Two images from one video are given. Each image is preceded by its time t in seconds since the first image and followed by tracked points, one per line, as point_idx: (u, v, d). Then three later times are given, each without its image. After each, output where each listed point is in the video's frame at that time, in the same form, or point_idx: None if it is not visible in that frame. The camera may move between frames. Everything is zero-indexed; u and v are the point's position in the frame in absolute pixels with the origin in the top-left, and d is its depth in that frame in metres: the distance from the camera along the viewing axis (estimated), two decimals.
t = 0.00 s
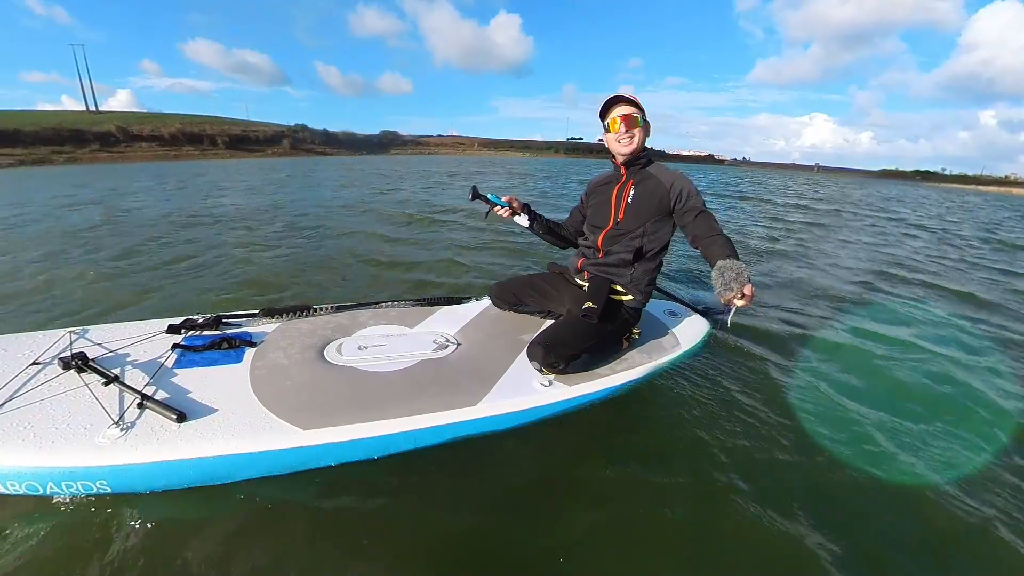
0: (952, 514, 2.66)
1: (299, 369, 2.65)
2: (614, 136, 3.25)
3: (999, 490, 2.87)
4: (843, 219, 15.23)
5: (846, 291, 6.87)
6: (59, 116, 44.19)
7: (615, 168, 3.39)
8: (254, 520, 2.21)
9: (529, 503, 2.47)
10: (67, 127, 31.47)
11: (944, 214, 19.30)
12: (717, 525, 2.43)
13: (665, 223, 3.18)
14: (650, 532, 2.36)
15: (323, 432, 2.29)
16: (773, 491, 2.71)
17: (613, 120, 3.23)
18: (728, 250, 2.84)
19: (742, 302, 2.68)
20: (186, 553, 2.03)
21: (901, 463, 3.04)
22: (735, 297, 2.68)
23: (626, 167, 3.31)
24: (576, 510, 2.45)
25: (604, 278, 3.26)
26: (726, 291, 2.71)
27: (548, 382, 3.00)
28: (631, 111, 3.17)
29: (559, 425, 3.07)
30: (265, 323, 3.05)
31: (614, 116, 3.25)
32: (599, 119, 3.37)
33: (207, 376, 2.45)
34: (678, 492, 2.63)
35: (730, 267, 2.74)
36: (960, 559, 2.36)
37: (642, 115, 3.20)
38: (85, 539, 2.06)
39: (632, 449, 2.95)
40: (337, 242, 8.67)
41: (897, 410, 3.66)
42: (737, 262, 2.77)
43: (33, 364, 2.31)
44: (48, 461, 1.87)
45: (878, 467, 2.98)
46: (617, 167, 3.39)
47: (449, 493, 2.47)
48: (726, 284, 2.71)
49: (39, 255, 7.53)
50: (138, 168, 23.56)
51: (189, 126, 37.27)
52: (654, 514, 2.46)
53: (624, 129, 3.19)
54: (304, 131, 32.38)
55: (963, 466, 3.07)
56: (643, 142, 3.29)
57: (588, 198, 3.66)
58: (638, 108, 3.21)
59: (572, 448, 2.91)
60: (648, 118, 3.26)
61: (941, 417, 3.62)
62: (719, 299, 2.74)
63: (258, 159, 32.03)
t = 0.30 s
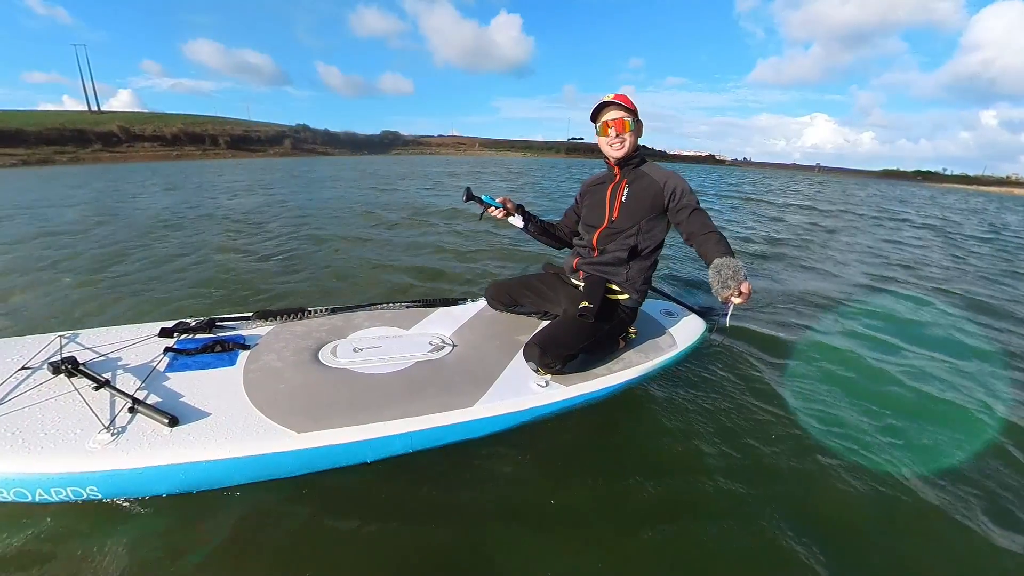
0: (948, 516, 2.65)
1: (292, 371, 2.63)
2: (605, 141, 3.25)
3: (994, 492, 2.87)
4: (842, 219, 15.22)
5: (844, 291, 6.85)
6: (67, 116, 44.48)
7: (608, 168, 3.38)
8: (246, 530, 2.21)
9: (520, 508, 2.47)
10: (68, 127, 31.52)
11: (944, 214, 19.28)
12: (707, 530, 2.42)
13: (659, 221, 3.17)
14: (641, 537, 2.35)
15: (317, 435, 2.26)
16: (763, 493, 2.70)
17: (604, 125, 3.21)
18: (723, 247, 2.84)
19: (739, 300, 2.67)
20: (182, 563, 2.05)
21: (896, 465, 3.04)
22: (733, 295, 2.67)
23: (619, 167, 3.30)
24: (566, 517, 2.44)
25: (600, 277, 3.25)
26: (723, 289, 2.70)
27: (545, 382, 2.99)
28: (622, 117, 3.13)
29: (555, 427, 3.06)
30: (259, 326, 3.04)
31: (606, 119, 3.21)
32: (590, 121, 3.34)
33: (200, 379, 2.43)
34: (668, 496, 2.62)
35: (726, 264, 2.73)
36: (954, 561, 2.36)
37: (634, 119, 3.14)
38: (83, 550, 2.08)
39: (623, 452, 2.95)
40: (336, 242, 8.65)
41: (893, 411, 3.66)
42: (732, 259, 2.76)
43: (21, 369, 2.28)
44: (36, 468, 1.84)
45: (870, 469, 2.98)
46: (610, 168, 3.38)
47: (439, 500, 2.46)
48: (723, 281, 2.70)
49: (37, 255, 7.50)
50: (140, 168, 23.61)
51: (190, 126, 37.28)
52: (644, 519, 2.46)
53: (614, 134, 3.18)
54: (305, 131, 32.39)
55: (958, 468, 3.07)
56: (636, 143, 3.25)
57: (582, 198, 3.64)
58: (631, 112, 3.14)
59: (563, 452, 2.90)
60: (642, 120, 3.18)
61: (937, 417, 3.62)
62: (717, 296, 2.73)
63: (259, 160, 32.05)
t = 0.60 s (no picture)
0: (951, 517, 2.62)
1: (288, 374, 2.59)
2: (603, 140, 3.19)
3: (999, 494, 2.83)
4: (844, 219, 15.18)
5: (845, 291, 6.81)
6: (69, 116, 44.59)
7: (606, 168, 3.34)
8: (238, 541, 2.16)
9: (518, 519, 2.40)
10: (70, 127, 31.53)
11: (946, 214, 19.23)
12: (711, 541, 2.36)
13: (658, 221, 3.14)
14: (643, 550, 2.28)
15: (314, 440, 2.22)
16: (767, 499, 2.64)
17: (602, 124, 3.16)
18: (723, 246, 2.82)
19: (740, 297, 2.69)
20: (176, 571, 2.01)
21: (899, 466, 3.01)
22: (734, 292, 2.69)
23: (616, 167, 3.26)
24: (567, 528, 2.38)
25: (600, 278, 3.21)
26: (725, 287, 2.70)
27: (546, 384, 2.95)
28: (620, 115, 3.10)
29: (555, 430, 3.03)
30: (255, 329, 3.00)
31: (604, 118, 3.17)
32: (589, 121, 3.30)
33: (195, 384, 2.39)
34: (670, 505, 2.55)
35: (727, 263, 2.72)
36: (960, 565, 2.31)
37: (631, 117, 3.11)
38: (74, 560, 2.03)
39: (624, 458, 2.88)
40: (336, 242, 8.61)
41: (895, 411, 3.63)
42: (733, 257, 2.75)
43: (12, 375, 2.24)
44: (28, 476, 1.81)
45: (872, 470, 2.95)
46: (608, 168, 3.34)
47: (437, 509, 2.40)
48: (724, 279, 2.70)
49: (35, 256, 7.47)
50: (141, 168, 23.61)
51: (191, 126, 37.27)
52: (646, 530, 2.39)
53: (612, 133, 3.13)
54: (306, 131, 32.40)
55: (961, 469, 3.03)
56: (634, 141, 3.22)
57: (580, 199, 3.61)
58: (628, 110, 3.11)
59: (563, 458, 2.84)
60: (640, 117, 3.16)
61: (940, 418, 3.58)
62: (718, 294, 2.73)
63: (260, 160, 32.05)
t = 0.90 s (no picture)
0: (957, 524, 2.57)
1: (285, 381, 2.55)
2: (606, 143, 3.15)
3: (1005, 499, 2.79)
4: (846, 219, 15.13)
5: (846, 292, 6.76)
6: (71, 116, 44.70)
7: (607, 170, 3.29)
8: (237, 555, 2.10)
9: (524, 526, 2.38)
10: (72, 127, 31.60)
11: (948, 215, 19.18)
12: (719, 546, 2.33)
13: (660, 223, 3.09)
14: (650, 558, 2.26)
15: (312, 448, 2.18)
16: (771, 507, 2.59)
17: (604, 127, 3.12)
18: (724, 248, 2.77)
19: (740, 300, 2.63)
20: None
21: (903, 470, 2.96)
22: (734, 295, 2.63)
23: (619, 169, 3.21)
24: (566, 536, 2.34)
25: (601, 280, 3.16)
26: (725, 289, 2.65)
27: (547, 389, 2.90)
28: (622, 118, 3.05)
29: (555, 435, 2.99)
30: (250, 334, 2.96)
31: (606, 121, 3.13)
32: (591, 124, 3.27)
33: (189, 391, 2.35)
34: (676, 510, 2.53)
35: (727, 264, 2.67)
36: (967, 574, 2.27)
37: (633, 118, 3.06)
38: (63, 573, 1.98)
39: (629, 461, 2.86)
40: (335, 242, 8.57)
41: (898, 414, 3.58)
42: (733, 258, 2.70)
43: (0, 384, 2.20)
44: (16, 488, 1.76)
45: (874, 472, 2.92)
46: (610, 170, 3.29)
47: (436, 520, 2.36)
48: (725, 281, 2.65)
49: (34, 255, 7.43)
50: (143, 168, 23.64)
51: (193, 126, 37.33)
52: (653, 537, 2.37)
53: (614, 135, 3.09)
54: (307, 131, 32.42)
55: (969, 474, 2.98)
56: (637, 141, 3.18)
57: (581, 201, 3.56)
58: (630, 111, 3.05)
59: (567, 462, 2.81)
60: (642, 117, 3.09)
61: (944, 421, 3.53)
62: (719, 296, 2.68)
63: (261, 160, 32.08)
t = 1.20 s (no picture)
0: (961, 529, 2.56)
1: (284, 390, 2.51)
2: (606, 146, 3.13)
3: (1010, 505, 2.77)
4: (846, 219, 15.11)
5: (848, 294, 6.73)
6: (73, 117, 44.82)
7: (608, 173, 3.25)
8: (237, 568, 2.07)
9: (530, 534, 2.36)
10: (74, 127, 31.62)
11: (949, 215, 19.16)
12: (719, 548, 2.33)
13: (662, 226, 3.05)
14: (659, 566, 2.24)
15: (314, 459, 2.14)
16: (771, 511, 2.57)
17: (604, 130, 3.10)
18: (725, 251, 2.74)
19: (742, 302, 2.58)
20: None
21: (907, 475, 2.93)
22: (735, 298, 2.59)
23: (621, 173, 3.17)
24: (562, 539, 2.34)
25: (603, 284, 3.12)
26: (725, 292, 2.62)
27: (550, 395, 2.86)
28: (622, 121, 3.02)
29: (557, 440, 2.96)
30: (249, 342, 2.93)
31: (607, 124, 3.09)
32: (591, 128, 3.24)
33: (188, 403, 2.31)
34: (684, 516, 2.51)
35: (729, 267, 2.64)
36: None
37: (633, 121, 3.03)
38: None
39: (628, 464, 2.85)
40: (335, 243, 8.54)
41: (901, 420, 3.54)
42: (734, 261, 2.68)
43: None
44: (12, 507, 1.73)
45: (878, 478, 2.89)
46: (611, 173, 3.25)
47: (436, 526, 2.34)
48: (725, 284, 2.62)
49: (32, 257, 7.39)
50: (144, 167, 23.66)
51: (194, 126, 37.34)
52: (663, 544, 2.35)
53: (615, 139, 3.05)
54: (308, 131, 32.41)
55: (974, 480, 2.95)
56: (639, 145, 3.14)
57: (583, 204, 3.53)
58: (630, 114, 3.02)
59: (571, 469, 2.79)
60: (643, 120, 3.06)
61: (947, 426, 3.51)
62: (719, 298, 2.64)
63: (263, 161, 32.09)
